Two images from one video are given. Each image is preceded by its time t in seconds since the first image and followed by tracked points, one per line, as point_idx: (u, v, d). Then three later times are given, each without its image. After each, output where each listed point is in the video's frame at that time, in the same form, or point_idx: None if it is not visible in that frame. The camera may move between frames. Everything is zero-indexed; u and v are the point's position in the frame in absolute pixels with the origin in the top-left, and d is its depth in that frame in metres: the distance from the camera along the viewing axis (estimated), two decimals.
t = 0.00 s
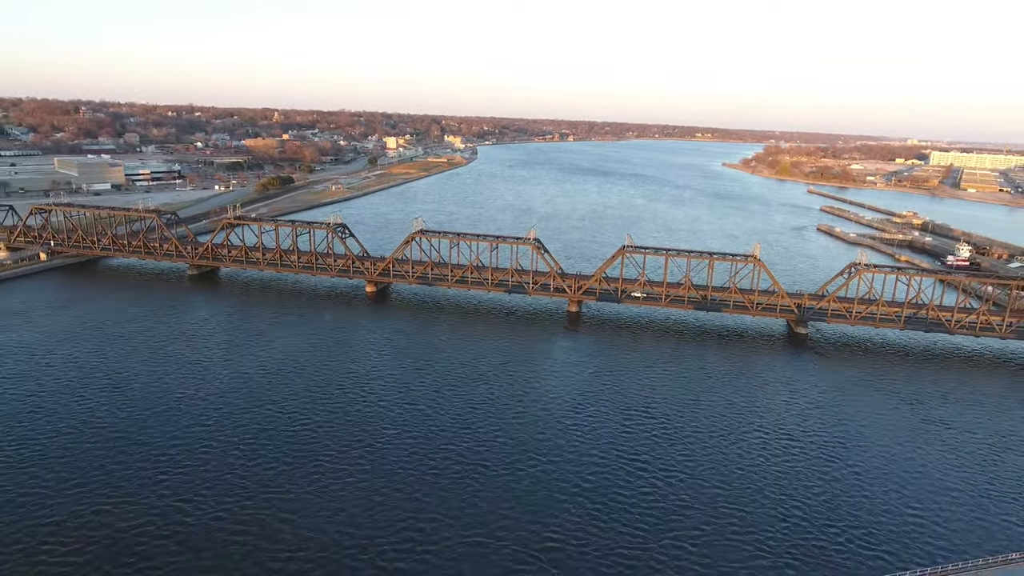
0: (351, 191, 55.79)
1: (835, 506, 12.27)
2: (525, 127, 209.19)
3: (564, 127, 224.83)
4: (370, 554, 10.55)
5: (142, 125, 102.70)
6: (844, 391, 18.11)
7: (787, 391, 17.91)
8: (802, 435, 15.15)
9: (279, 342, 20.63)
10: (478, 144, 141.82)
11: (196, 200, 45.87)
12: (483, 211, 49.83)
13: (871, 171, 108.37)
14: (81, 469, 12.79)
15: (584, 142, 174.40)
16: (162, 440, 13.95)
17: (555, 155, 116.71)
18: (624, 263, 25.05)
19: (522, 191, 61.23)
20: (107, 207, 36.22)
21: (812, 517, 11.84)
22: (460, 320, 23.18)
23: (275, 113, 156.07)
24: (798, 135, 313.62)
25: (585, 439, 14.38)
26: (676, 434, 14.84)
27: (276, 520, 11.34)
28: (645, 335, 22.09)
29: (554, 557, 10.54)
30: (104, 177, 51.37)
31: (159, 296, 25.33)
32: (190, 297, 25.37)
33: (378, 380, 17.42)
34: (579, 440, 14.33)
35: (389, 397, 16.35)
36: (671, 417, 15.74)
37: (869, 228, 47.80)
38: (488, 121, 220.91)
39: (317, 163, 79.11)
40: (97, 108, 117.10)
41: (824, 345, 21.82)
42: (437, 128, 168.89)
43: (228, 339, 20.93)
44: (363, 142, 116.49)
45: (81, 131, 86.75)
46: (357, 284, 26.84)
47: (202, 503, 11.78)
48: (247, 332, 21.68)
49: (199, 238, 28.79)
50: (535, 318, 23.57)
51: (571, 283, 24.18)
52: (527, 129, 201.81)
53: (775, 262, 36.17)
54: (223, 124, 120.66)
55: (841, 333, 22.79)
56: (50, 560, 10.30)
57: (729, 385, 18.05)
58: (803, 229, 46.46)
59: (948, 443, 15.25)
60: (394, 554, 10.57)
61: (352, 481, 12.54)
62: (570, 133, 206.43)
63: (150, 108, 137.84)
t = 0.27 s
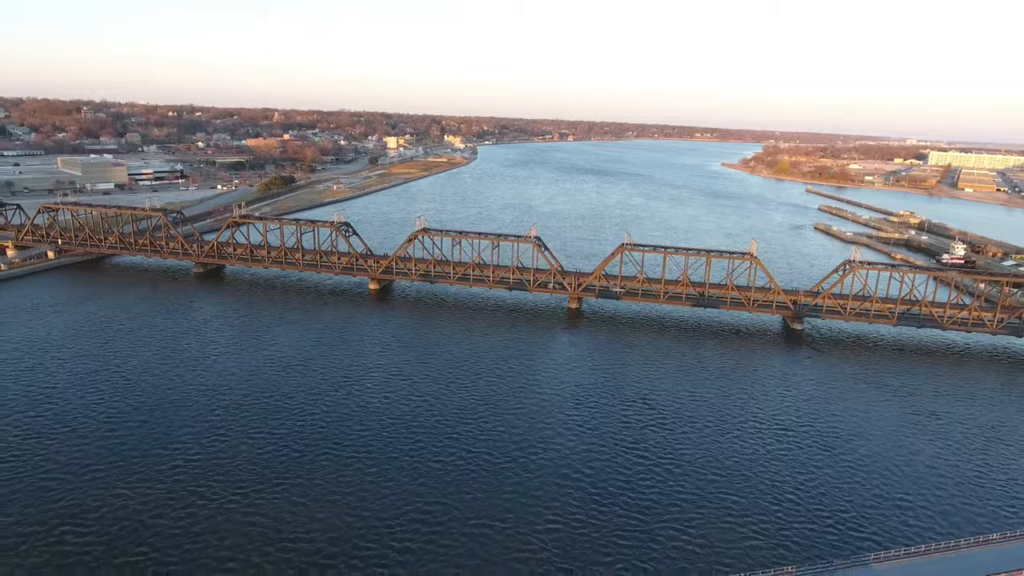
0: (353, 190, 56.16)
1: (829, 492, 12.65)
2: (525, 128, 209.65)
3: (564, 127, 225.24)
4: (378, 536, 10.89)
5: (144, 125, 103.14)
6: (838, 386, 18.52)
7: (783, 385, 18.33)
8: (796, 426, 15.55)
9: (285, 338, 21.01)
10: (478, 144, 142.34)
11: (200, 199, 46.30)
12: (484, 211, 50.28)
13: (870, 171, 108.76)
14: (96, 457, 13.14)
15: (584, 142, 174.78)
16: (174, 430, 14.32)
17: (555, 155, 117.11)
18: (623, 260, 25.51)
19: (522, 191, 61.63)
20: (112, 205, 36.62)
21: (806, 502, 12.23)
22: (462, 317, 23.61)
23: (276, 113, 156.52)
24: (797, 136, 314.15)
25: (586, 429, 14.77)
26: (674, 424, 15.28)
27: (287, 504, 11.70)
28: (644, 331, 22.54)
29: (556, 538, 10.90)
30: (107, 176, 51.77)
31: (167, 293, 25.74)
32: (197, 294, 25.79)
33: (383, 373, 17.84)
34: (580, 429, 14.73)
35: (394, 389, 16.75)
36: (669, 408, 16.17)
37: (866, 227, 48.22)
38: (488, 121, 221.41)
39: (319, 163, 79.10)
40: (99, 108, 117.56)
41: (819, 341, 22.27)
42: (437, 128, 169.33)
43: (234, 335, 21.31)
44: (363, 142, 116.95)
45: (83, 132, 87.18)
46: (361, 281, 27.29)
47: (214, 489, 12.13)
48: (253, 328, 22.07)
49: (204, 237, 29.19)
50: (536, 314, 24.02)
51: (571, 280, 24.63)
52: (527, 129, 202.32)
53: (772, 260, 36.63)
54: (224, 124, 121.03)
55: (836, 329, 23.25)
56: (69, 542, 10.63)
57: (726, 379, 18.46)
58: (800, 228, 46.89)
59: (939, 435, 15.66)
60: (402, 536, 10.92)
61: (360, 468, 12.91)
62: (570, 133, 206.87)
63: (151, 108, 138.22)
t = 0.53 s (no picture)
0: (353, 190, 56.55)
1: (821, 480, 13.05)
2: (524, 128, 210.17)
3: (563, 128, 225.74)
4: (386, 521, 11.26)
5: (145, 126, 103.54)
6: (832, 381, 18.92)
7: (777, 380, 18.73)
8: (790, 418, 15.98)
9: (290, 335, 21.40)
10: (477, 144, 142.77)
11: (202, 199, 46.70)
12: (484, 210, 50.72)
13: (867, 171, 109.28)
14: (109, 447, 13.51)
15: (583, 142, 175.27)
16: (184, 422, 14.70)
17: (554, 155, 117.56)
18: (621, 258, 25.95)
19: (522, 190, 62.07)
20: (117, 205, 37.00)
21: (799, 489, 12.64)
22: (463, 313, 24.04)
23: (276, 113, 156.99)
24: (796, 136, 314.62)
25: (585, 420, 15.18)
26: (670, 416, 15.69)
27: (297, 492, 12.06)
28: (642, 328, 22.97)
29: (557, 523, 11.29)
30: (110, 176, 52.16)
31: (172, 292, 26.14)
32: (202, 292, 26.18)
33: (387, 368, 18.25)
34: (580, 420, 15.13)
35: (399, 383, 17.17)
36: (666, 401, 16.58)
37: (862, 226, 48.68)
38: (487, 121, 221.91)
39: (319, 163, 79.51)
40: (100, 109, 117.94)
41: (814, 337, 22.72)
42: (436, 129, 169.82)
43: (239, 332, 21.68)
44: (363, 143, 117.41)
45: (85, 132, 87.58)
46: (364, 279, 27.71)
47: (225, 477, 12.48)
48: (258, 326, 22.46)
49: (209, 235, 29.59)
50: (536, 311, 24.45)
51: (570, 278, 25.07)
52: (526, 129, 202.82)
53: (769, 259, 37.09)
54: (224, 125, 121.40)
55: (831, 326, 23.71)
56: (87, 526, 10.99)
57: (722, 374, 18.87)
58: (798, 228, 47.33)
59: (930, 426, 16.10)
60: (409, 521, 11.28)
61: (366, 457, 13.29)
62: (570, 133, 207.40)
63: (152, 108, 138.55)
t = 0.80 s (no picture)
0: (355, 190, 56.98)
1: (813, 468, 13.49)
2: (523, 128, 210.69)
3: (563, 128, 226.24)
4: (395, 505, 11.70)
5: (146, 126, 103.94)
6: (826, 375, 19.38)
7: (773, 374, 19.19)
8: (785, 411, 16.44)
9: (296, 331, 21.84)
10: (477, 144, 143.16)
11: (206, 199, 47.16)
12: (485, 210, 51.19)
13: (866, 172, 109.76)
14: (125, 437, 13.93)
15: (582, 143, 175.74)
16: (196, 413, 15.15)
17: (554, 155, 118.02)
18: (621, 257, 26.43)
19: (522, 191, 62.52)
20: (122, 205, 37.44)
21: (792, 476, 13.08)
22: (466, 310, 24.50)
23: (276, 114, 157.44)
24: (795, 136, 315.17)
25: (585, 411, 15.62)
26: (668, 408, 16.14)
27: (308, 477, 12.49)
28: (641, 324, 23.44)
29: (560, 506, 11.71)
30: (114, 177, 52.59)
31: (179, 289, 26.59)
32: (208, 290, 26.63)
33: (392, 362, 18.71)
34: (580, 412, 15.59)
35: (404, 376, 17.61)
36: (664, 394, 17.03)
37: (859, 226, 49.16)
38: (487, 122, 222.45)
39: (320, 164, 79.95)
40: (102, 109, 118.36)
41: (809, 333, 23.21)
42: (436, 129, 170.25)
43: (245, 328, 22.11)
44: (364, 143, 117.86)
45: (87, 133, 88.01)
46: (367, 277, 28.18)
47: (238, 464, 12.91)
48: (264, 322, 22.90)
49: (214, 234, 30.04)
50: (537, 308, 24.92)
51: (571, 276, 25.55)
52: (526, 129, 203.34)
53: (766, 257, 37.56)
54: (225, 125, 121.82)
55: (826, 322, 24.21)
56: (106, 509, 11.40)
57: (719, 369, 19.32)
58: (795, 227, 47.78)
59: (920, 418, 16.58)
60: (417, 505, 11.70)
61: (374, 445, 13.74)
62: (569, 133, 207.92)
63: (153, 109, 138.96)
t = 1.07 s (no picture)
0: (357, 190, 57.40)
1: (806, 456, 13.94)
2: (523, 128, 211.16)
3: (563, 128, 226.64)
4: (403, 490, 12.11)
5: (148, 126, 104.36)
6: (820, 369, 19.84)
7: (768, 368, 19.64)
8: (780, 403, 16.88)
9: (302, 327, 22.29)
10: (477, 144, 143.54)
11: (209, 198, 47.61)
12: (486, 209, 51.63)
13: (865, 171, 110.15)
14: (139, 427, 14.35)
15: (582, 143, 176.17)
16: (208, 405, 15.57)
17: (554, 155, 118.45)
18: (620, 254, 26.89)
19: (523, 190, 62.93)
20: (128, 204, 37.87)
21: (786, 463, 13.52)
22: (468, 307, 24.95)
23: (277, 114, 157.82)
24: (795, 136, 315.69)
25: (585, 403, 16.06)
26: (666, 400, 16.59)
27: (319, 465, 12.91)
28: (640, 320, 23.90)
29: (562, 491, 12.14)
30: (118, 176, 53.04)
31: (185, 286, 27.03)
32: (214, 287, 27.07)
33: (396, 356, 19.16)
34: (580, 403, 16.04)
35: (408, 369, 18.05)
36: (661, 387, 17.47)
37: (857, 224, 49.62)
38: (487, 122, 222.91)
39: (322, 164, 80.37)
40: (104, 109, 118.78)
41: (804, 329, 23.68)
42: (436, 129, 170.68)
43: (252, 325, 22.55)
44: (364, 143, 118.27)
45: (89, 133, 88.41)
46: (371, 275, 28.64)
47: (251, 452, 13.34)
48: (270, 319, 23.33)
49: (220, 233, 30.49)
50: (538, 305, 25.37)
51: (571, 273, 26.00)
52: (526, 129, 203.74)
53: (764, 256, 38.02)
54: (227, 125, 122.23)
55: (821, 319, 24.67)
56: (123, 494, 11.82)
57: (716, 363, 19.77)
58: (793, 226, 48.24)
59: (911, 410, 17.03)
60: (423, 490, 12.13)
61: (381, 435, 14.17)
62: (569, 133, 208.35)
63: (154, 109, 139.39)
